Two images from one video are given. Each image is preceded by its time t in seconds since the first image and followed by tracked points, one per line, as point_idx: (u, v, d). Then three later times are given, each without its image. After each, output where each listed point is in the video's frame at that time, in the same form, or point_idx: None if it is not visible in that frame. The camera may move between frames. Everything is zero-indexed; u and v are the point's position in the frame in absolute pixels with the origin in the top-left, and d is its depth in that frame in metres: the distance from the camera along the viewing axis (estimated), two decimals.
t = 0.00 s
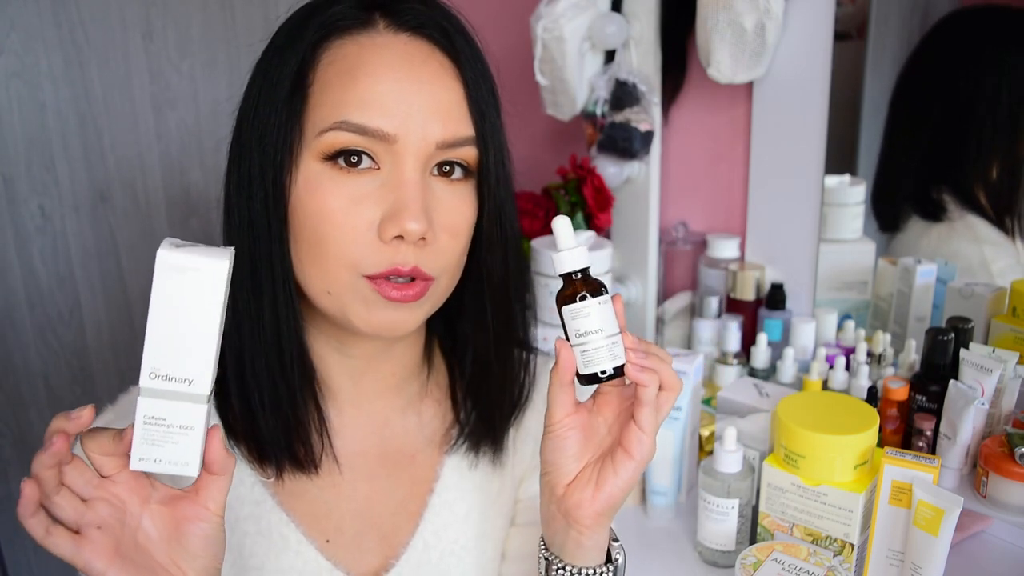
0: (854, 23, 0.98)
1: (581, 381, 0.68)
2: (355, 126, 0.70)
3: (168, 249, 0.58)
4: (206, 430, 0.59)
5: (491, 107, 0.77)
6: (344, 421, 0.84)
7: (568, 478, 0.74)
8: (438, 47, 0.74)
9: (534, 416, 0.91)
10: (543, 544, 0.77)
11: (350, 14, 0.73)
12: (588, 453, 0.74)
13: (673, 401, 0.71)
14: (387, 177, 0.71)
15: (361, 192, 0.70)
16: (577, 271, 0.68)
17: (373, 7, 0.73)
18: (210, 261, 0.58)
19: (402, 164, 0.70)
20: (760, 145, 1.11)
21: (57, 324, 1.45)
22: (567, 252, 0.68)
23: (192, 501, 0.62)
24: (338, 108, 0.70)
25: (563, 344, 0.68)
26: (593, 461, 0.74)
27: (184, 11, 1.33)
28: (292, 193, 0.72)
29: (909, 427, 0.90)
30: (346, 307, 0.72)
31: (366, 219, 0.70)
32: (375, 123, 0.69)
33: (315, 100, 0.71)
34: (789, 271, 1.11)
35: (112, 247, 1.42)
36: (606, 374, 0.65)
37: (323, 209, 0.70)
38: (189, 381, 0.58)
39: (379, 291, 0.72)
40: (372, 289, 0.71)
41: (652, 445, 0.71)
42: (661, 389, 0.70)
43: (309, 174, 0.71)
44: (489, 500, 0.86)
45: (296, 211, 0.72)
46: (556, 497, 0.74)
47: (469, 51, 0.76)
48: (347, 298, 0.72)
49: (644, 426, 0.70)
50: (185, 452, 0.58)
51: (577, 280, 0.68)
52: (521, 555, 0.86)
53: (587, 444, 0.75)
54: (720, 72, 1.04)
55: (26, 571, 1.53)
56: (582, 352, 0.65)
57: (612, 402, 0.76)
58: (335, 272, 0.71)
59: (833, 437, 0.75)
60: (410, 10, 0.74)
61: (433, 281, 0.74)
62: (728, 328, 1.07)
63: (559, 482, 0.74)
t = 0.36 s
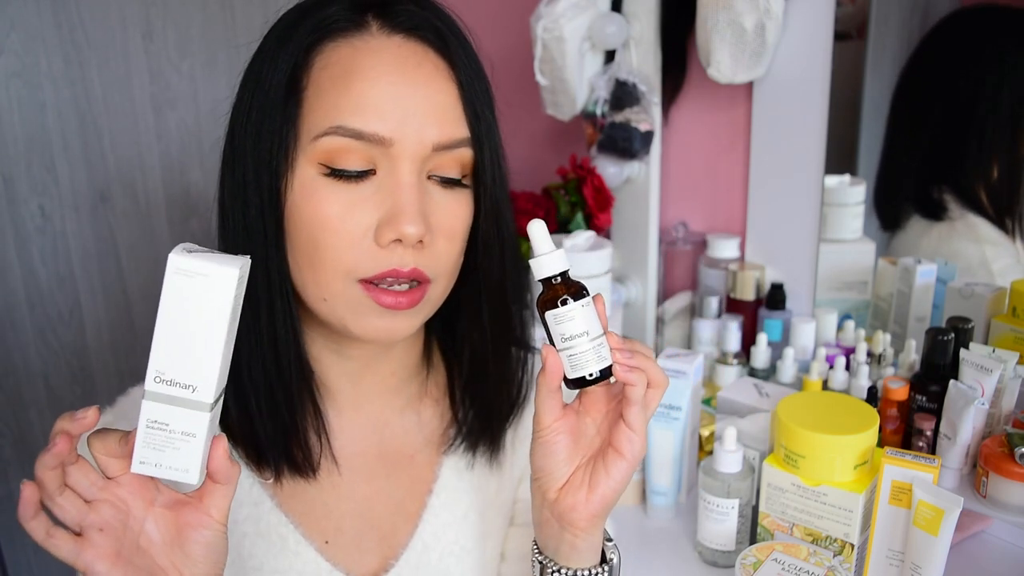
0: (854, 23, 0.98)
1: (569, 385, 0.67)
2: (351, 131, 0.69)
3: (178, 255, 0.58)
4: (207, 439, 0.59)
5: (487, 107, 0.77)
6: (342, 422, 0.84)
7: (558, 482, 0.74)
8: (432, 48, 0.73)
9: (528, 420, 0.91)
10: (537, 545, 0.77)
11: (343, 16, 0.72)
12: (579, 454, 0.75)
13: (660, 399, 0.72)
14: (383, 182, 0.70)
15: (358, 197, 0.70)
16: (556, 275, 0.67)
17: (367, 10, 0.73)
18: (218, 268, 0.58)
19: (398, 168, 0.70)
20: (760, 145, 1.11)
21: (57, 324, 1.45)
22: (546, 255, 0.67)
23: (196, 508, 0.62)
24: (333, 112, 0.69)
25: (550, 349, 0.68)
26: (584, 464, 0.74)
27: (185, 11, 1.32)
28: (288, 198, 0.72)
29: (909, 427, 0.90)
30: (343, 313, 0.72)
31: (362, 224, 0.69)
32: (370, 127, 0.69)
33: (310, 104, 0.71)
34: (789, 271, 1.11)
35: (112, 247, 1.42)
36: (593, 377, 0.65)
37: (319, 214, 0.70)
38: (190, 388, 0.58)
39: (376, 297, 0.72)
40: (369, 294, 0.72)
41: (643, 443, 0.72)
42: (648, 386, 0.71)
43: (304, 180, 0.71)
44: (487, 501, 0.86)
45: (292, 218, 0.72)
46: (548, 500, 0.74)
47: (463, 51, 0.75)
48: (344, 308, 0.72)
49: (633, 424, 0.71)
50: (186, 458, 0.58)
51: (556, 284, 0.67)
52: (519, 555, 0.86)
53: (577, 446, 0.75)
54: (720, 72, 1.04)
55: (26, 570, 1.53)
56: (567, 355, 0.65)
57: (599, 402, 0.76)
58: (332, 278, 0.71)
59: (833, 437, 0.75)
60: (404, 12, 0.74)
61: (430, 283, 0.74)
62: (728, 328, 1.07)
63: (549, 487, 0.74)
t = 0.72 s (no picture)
0: (854, 23, 0.98)
1: (553, 401, 0.66)
2: (356, 140, 0.68)
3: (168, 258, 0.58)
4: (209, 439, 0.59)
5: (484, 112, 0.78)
6: (338, 424, 0.84)
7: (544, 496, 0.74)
8: (432, 54, 0.74)
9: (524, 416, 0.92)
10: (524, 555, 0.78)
11: (343, 21, 0.72)
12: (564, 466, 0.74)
13: (648, 411, 0.71)
14: (387, 190, 0.70)
15: (363, 205, 0.69)
16: (544, 287, 0.66)
17: (365, 14, 0.73)
18: (211, 266, 0.58)
19: (403, 176, 0.69)
20: (761, 146, 1.11)
21: (57, 323, 1.45)
22: (532, 268, 0.66)
23: (198, 512, 0.62)
24: (336, 119, 0.69)
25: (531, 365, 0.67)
26: (570, 477, 0.74)
27: (185, 11, 1.33)
28: (289, 205, 0.71)
29: (909, 427, 0.90)
30: (346, 319, 0.72)
31: (368, 232, 0.69)
32: (375, 134, 0.68)
33: (311, 111, 0.70)
34: (788, 271, 1.11)
35: (112, 247, 1.42)
36: (579, 394, 0.64)
37: (323, 222, 0.69)
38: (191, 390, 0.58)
39: (379, 300, 0.72)
40: (372, 299, 0.71)
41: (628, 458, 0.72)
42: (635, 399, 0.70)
43: (307, 187, 0.70)
44: (482, 500, 0.86)
45: (293, 226, 0.71)
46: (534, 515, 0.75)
47: (461, 57, 0.76)
48: (348, 313, 0.72)
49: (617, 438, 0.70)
50: (189, 459, 0.58)
51: (544, 296, 0.66)
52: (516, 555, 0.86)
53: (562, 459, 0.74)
54: (720, 72, 1.04)
55: (26, 570, 1.53)
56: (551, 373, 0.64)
57: (586, 413, 0.76)
58: (336, 285, 0.71)
59: (832, 437, 0.75)
60: (403, 18, 0.74)
61: (433, 287, 0.74)
62: (728, 328, 1.07)
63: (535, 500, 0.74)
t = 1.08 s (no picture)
0: (854, 23, 0.98)
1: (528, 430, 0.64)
2: (332, 136, 0.69)
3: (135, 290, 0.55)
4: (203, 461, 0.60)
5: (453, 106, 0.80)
6: (322, 428, 0.84)
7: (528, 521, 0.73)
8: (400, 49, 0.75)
9: (507, 408, 0.92)
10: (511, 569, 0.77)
11: (311, 18, 0.72)
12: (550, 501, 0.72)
13: (630, 495, 0.63)
14: (366, 185, 0.70)
15: (342, 201, 0.70)
16: (575, 326, 0.64)
17: (332, 11, 0.73)
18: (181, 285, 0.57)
19: (381, 170, 0.70)
20: (761, 146, 1.10)
21: (57, 324, 1.44)
22: (570, 298, 0.64)
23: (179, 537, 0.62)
24: (311, 117, 0.69)
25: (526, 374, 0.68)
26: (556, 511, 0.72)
27: (184, 12, 1.38)
28: (265, 206, 0.71)
29: (909, 427, 0.90)
30: (332, 317, 0.72)
31: (351, 227, 0.70)
32: (352, 130, 0.69)
33: (284, 110, 0.70)
34: (788, 271, 1.12)
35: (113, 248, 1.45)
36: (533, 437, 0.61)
37: (304, 221, 0.69)
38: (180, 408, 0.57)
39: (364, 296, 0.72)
40: (356, 296, 0.72)
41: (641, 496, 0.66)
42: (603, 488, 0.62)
43: (283, 187, 0.70)
44: (469, 498, 0.87)
45: (272, 226, 0.71)
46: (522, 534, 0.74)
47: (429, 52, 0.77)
48: (333, 311, 0.72)
49: (576, 517, 0.65)
50: (190, 484, 0.59)
51: (571, 333, 0.64)
52: (506, 552, 0.88)
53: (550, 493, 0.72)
54: (720, 72, 1.04)
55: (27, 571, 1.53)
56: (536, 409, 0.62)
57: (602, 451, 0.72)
58: (319, 284, 0.71)
59: (832, 437, 0.75)
60: (369, 13, 0.74)
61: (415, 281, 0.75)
62: (728, 328, 1.07)
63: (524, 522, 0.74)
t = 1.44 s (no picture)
0: (854, 23, 0.98)
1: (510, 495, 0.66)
2: (237, 139, 0.68)
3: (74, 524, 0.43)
4: None
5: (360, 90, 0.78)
6: (280, 440, 0.82)
7: None
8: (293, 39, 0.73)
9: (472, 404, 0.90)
10: None
11: (197, 24, 0.71)
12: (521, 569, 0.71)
13: None
14: (281, 184, 0.69)
15: (259, 203, 0.69)
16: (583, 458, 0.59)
17: (218, 13, 0.72)
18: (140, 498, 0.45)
19: (293, 165, 0.69)
20: (762, 146, 1.10)
21: (57, 324, 1.44)
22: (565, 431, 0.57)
23: None
24: (212, 124, 0.68)
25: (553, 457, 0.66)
26: None
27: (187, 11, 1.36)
28: (182, 220, 0.70)
29: (909, 427, 0.90)
30: (271, 322, 0.71)
31: (272, 227, 0.69)
32: (255, 130, 0.68)
33: (185, 122, 0.69)
34: (789, 271, 1.11)
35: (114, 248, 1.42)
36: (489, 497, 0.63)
37: (225, 229, 0.68)
38: (186, 571, 0.50)
39: (300, 297, 0.71)
40: (290, 297, 0.70)
41: (607, 573, 0.63)
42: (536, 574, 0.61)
43: (197, 199, 0.69)
44: (441, 499, 0.84)
45: (192, 240, 0.70)
46: None
47: (325, 37, 0.75)
48: (271, 314, 0.70)
49: None
50: None
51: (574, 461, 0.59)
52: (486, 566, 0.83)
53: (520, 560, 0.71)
54: (720, 72, 1.05)
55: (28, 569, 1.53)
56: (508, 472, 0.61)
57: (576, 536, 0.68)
58: (249, 291, 0.69)
59: (832, 436, 0.75)
60: (256, 9, 0.73)
61: (351, 274, 0.74)
62: (728, 328, 1.07)
63: None
